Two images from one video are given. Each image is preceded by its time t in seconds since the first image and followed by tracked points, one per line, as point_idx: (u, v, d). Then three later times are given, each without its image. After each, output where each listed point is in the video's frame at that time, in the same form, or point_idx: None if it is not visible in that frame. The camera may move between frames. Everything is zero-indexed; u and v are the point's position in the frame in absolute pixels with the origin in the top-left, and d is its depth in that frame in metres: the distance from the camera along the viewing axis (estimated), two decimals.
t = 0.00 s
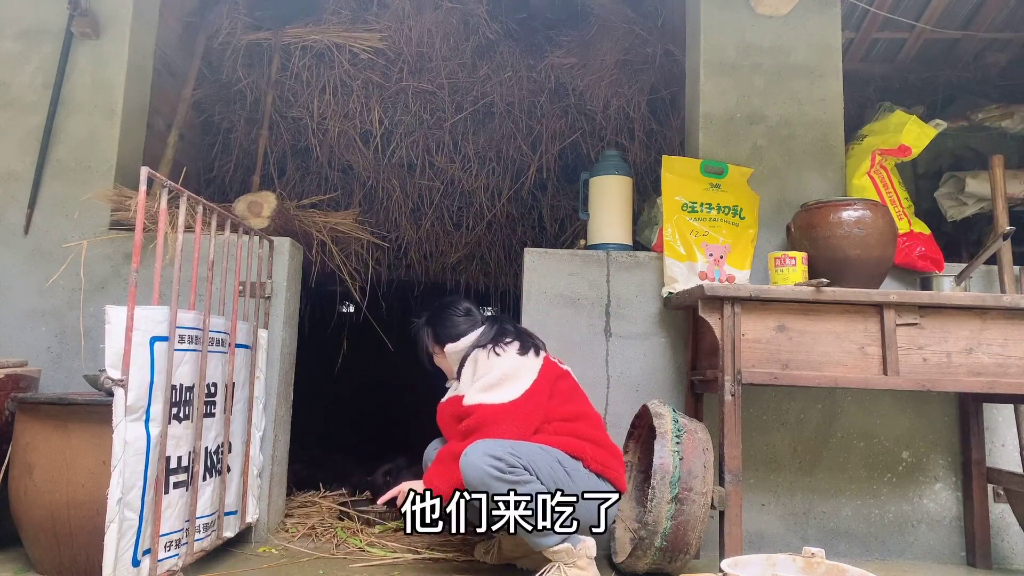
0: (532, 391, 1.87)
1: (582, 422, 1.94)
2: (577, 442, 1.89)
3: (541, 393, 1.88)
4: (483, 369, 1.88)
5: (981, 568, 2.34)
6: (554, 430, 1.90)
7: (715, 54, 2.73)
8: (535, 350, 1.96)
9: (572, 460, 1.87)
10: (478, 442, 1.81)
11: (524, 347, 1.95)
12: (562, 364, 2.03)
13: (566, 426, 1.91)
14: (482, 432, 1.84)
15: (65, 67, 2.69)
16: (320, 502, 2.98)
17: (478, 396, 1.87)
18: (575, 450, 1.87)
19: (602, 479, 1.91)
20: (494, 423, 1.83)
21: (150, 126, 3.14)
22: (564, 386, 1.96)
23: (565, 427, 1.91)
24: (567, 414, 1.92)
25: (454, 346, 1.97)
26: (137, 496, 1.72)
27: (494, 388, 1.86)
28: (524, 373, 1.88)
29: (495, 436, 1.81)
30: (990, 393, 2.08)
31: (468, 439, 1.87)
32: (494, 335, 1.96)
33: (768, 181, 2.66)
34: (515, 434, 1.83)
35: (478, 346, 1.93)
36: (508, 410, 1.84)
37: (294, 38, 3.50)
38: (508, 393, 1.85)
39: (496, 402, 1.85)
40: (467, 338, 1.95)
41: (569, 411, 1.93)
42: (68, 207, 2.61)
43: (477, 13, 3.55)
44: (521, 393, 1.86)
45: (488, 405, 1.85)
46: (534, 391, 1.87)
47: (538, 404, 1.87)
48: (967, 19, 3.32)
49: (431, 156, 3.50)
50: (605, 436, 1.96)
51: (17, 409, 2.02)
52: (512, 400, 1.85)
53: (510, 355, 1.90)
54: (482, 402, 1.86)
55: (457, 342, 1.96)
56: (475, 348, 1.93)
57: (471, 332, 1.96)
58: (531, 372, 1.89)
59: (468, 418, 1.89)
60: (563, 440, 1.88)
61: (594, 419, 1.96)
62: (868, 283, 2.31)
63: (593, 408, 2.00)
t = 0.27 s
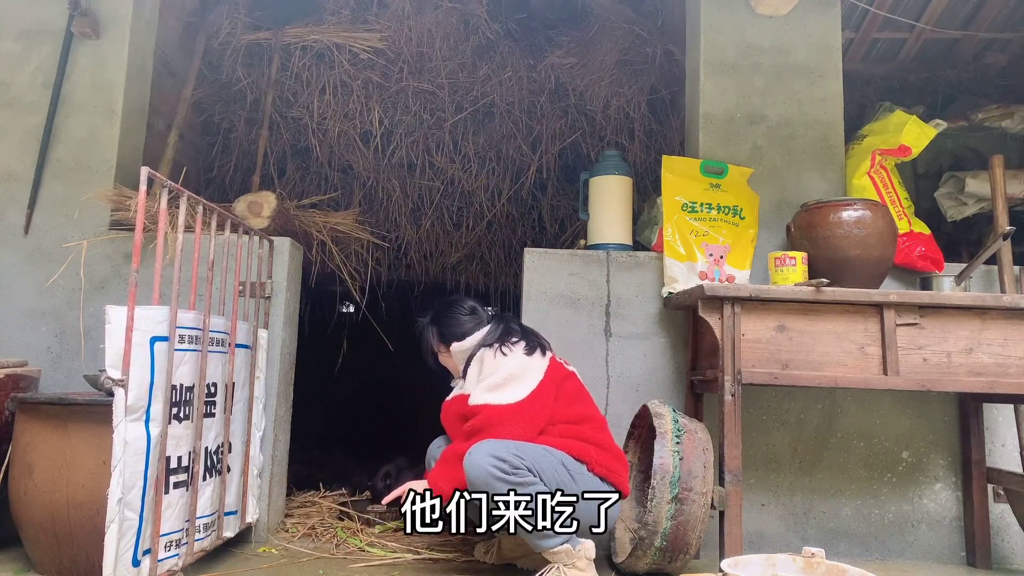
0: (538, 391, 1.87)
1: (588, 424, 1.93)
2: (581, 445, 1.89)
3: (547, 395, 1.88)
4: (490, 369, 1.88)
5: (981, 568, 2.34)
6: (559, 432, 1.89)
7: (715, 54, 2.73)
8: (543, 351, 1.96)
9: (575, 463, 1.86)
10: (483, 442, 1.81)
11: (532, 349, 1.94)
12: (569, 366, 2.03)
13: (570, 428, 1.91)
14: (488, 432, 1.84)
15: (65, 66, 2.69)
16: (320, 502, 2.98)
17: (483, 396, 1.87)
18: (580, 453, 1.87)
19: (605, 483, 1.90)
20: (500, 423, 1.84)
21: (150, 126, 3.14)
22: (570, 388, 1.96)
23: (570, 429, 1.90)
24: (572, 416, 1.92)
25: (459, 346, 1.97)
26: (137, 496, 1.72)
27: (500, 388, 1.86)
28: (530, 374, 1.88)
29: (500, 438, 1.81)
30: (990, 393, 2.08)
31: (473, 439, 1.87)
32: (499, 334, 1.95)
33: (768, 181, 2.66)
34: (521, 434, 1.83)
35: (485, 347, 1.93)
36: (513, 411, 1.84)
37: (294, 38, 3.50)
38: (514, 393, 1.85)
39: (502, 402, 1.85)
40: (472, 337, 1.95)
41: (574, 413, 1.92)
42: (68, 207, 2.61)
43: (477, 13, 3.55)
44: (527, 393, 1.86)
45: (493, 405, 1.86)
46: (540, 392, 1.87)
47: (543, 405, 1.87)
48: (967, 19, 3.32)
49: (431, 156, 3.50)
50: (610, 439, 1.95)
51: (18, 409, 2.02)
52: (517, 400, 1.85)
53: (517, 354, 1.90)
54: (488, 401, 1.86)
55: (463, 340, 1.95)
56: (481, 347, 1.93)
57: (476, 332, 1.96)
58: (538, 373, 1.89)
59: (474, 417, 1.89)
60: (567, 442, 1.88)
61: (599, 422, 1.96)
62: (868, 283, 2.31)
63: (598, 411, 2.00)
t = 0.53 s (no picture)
0: (538, 391, 1.87)
1: (587, 425, 1.93)
2: (580, 445, 1.89)
3: (546, 395, 1.88)
4: (489, 369, 1.88)
5: (981, 568, 2.34)
6: (557, 433, 1.90)
7: (715, 54, 2.73)
8: (543, 352, 1.96)
9: (573, 463, 1.86)
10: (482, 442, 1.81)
11: (532, 349, 1.94)
12: (569, 367, 2.02)
13: (570, 429, 1.91)
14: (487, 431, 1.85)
15: (65, 66, 2.69)
16: (320, 502, 2.98)
17: (483, 395, 1.87)
18: (578, 454, 1.87)
19: (603, 484, 1.90)
20: (499, 422, 1.84)
21: (150, 126, 3.15)
22: (570, 389, 1.96)
23: (570, 429, 1.90)
24: (572, 416, 1.92)
25: (460, 346, 1.97)
26: (137, 496, 1.72)
27: (500, 388, 1.86)
28: (530, 374, 1.88)
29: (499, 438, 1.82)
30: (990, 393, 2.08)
31: (472, 438, 1.87)
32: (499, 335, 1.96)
33: (768, 181, 2.66)
34: (519, 434, 1.83)
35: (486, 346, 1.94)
36: (512, 411, 1.84)
37: (294, 38, 3.50)
38: (513, 393, 1.86)
39: (502, 402, 1.86)
40: (473, 338, 1.96)
41: (574, 414, 1.92)
42: (68, 207, 2.61)
43: (477, 13, 3.55)
44: (527, 393, 1.86)
45: (492, 405, 1.86)
46: (540, 393, 1.87)
47: (543, 405, 1.87)
48: (967, 19, 3.32)
49: (431, 156, 3.50)
50: (609, 439, 1.95)
51: (18, 409, 2.02)
52: (516, 401, 1.85)
53: (518, 354, 1.90)
54: (488, 401, 1.87)
55: (463, 341, 1.96)
56: (482, 347, 1.93)
57: (477, 332, 1.96)
58: (537, 373, 1.89)
59: (474, 416, 1.90)
60: (566, 442, 1.88)
61: (598, 422, 1.96)
62: (868, 283, 2.31)
63: (598, 411, 2.00)
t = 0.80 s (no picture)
0: (535, 391, 1.87)
1: (584, 425, 1.93)
2: (577, 445, 1.89)
3: (544, 395, 1.88)
4: (486, 370, 1.88)
5: (981, 568, 2.34)
6: (554, 433, 1.90)
7: (715, 54, 2.73)
8: (540, 351, 1.96)
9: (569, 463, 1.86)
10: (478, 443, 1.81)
11: (530, 349, 1.94)
12: (568, 366, 2.02)
13: (567, 428, 1.90)
14: (483, 432, 1.85)
15: (65, 66, 2.69)
16: (320, 502, 2.98)
17: (479, 395, 1.88)
18: (575, 454, 1.86)
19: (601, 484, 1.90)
20: (496, 422, 1.84)
21: (150, 126, 3.15)
22: (567, 389, 1.95)
23: (567, 429, 1.90)
24: (569, 416, 1.92)
25: (457, 346, 1.98)
26: (137, 496, 1.72)
27: (497, 388, 1.86)
28: (527, 374, 1.88)
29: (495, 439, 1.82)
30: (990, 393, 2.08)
31: (469, 439, 1.87)
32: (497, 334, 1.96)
33: (768, 181, 2.66)
34: (516, 434, 1.83)
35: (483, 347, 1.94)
36: (509, 411, 1.84)
37: (294, 38, 3.50)
38: (509, 393, 1.86)
39: (498, 402, 1.86)
40: (472, 338, 1.96)
41: (571, 413, 1.92)
42: (68, 207, 2.61)
43: (477, 13, 3.55)
44: (524, 393, 1.86)
45: (489, 405, 1.86)
46: (537, 393, 1.87)
47: (540, 405, 1.87)
48: (968, 19, 3.32)
49: (431, 156, 3.50)
50: (607, 439, 1.95)
51: (17, 409, 2.02)
52: (512, 401, 1.85)
53: (515, 354, 1.90)
54: (485, 401, 1.86)
55: (461, 341, 1.96)
56: (480, 347, 1.93)
57: (476, 332, 1.96)
58: (534, 373, 1.89)
59: (471, 416, 1.90)
60: (563, 442, 1.88)
61: (596, 422, 1.95)
62: (868, 283, 2.31)
63: (597, 411, 2.00)
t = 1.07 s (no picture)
0: (535, 392, 1.87)
1: (584, 425, 1.93)
2: (576, 446, 1.88)
3: (544, 395, 1.88)
4: (485, 370, 1.89)
5: (981, 568, 2.34)
6: (554, 433, 1.89)
7: (715, 54, 2.73)
8: (540, 352, 1.96)
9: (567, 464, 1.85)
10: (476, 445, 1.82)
11: (530, 350, 1.94)
12: (569, 367, 2.02)
13: (566, 429, 1.90)
14: (482, 432, 1.85)
15: (65, 66, 2.69)
16: (320, 502, 2.98)
17: (479, 395, 1.88)
18: (574, 455, 1.86)
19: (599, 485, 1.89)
20: (495, 422, 1.84)
21: (150, 126, 3.15)
22: (568, 389, 1.95)
23: (567, 430, 1.90)
24: (569, 417, 1.92)
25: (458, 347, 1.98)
26: (137, 496, 1.72)
27: (496, 388, 1.86)
28: (527, 374, 1.88)
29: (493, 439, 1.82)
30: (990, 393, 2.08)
31: (468, 438, 1.87)
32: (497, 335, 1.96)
33: (768, 181, 2.66)
34: (514, 434, 1.83)
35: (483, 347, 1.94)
36: (508, 411, 1.84)
37: (294, 38, 3.50)
38: (509, 394, 1.86)
39: (497, 402, 1.86)
40: (472, 338, 1.96)
41: (571, 413, 1.92)
42: (68, 207, 2.61)
43: (477, 13, 3.55)
44: (523, 393, 1.86)
45: (488, 405, 1.86)
46: (537, 393, 1.87)
47: (540, 406, 1.87)
48: (967, 19, 3.32)
49: (431, 156, 3.50)
50: (606, 440, 1.94)
51: (17, 409, 2.02)
52: (512, 401, 1.85)
53: (515, 354, 1.90)
54: (484, 401, 1.87)
55: (462, 343, 1.96)
56: (480, 347, 1.93)
57: (476, 333, 1.97)
58: (534, 374, 1.88)
59: (471, 416, 1.90)
60: (562, 443, 1.88)
61: (597, 423, 1.95)
62: (868, 283, 2.31)
63: (597, 411, 2.00)
